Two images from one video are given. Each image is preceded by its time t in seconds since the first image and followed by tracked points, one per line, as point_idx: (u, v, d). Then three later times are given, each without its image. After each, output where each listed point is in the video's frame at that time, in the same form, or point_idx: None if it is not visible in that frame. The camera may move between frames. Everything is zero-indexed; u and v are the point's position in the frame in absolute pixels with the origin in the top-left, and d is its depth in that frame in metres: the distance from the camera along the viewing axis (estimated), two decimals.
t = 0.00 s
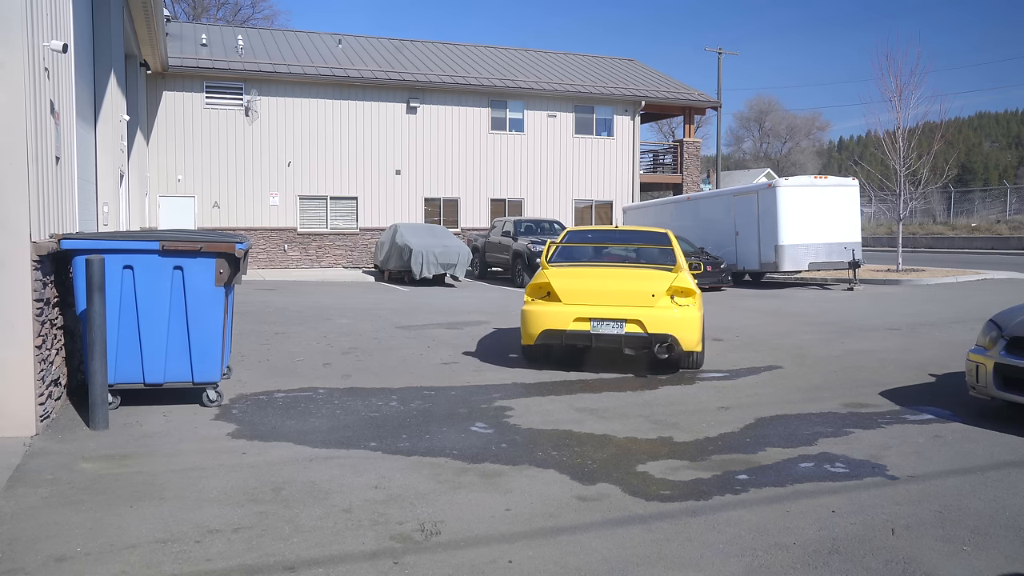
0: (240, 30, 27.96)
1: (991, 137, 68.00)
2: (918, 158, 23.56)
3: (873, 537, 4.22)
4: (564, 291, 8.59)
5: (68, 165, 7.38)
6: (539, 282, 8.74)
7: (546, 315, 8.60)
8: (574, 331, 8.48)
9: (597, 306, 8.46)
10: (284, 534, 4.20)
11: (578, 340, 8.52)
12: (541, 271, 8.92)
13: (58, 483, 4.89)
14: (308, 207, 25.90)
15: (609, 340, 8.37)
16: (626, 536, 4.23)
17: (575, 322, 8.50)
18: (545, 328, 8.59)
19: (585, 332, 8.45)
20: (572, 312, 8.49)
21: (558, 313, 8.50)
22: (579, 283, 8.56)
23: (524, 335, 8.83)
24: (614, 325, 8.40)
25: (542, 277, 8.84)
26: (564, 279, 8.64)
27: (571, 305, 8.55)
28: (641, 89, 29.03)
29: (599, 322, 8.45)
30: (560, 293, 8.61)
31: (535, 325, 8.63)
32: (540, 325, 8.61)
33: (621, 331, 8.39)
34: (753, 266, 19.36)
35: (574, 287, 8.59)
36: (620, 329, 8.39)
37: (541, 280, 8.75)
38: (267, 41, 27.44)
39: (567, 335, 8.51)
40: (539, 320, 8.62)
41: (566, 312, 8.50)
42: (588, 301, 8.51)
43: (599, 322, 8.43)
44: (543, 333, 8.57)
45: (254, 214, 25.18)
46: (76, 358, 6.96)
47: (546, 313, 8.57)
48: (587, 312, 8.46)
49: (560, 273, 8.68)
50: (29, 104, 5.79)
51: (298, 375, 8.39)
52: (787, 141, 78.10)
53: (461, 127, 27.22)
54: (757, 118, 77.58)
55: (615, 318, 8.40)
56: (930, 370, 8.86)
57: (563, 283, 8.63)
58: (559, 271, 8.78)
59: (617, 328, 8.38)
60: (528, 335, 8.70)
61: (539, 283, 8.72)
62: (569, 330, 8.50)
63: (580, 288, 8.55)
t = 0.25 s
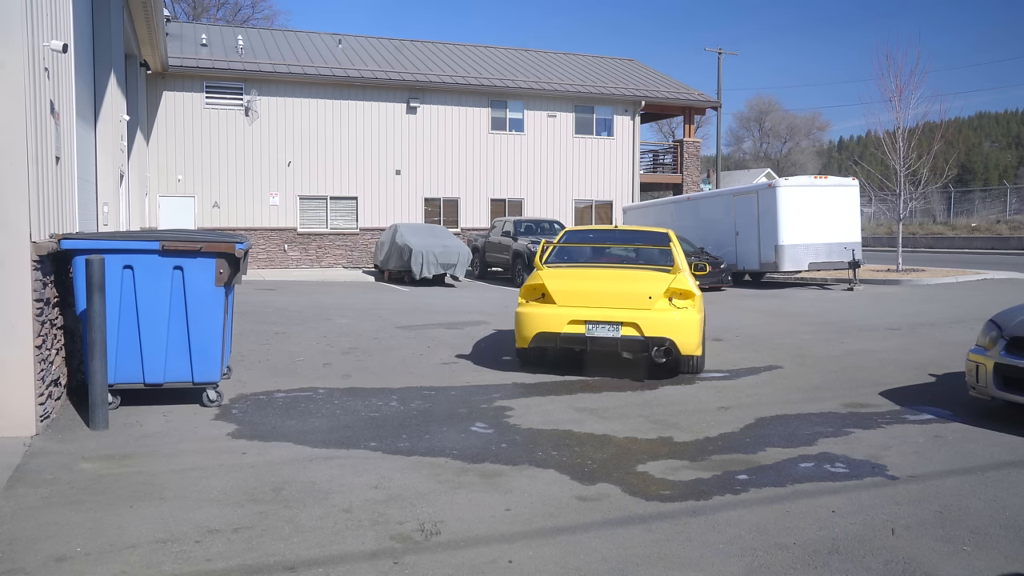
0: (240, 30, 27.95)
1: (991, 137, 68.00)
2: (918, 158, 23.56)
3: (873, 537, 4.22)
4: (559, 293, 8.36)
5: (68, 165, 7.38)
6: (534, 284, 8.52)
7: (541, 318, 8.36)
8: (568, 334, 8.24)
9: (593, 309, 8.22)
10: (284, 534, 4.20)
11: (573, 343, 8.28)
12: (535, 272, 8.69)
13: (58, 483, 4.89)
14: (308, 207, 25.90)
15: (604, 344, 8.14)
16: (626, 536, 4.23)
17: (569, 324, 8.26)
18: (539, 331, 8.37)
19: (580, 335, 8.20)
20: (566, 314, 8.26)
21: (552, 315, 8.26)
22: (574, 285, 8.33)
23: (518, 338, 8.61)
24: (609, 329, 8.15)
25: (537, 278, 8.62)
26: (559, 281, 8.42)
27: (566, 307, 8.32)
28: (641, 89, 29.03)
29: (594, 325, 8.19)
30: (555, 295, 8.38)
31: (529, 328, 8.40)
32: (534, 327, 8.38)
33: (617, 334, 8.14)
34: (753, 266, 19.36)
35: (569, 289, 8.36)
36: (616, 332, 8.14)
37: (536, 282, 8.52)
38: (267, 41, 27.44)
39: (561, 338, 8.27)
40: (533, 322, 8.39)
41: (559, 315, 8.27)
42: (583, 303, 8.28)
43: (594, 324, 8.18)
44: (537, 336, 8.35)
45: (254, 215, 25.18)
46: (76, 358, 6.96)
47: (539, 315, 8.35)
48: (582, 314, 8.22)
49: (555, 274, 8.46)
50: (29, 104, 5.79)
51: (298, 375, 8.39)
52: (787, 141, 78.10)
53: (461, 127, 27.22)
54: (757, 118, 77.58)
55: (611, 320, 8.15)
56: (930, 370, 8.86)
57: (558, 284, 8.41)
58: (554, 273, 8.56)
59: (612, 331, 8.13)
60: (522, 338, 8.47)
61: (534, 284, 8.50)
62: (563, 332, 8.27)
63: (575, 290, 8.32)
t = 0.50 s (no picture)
0: (240, 30, 27.96)
1: (991, 137, 68.01)
2: (918, 158, 23.57)
3: (873, 537, 4.22)
4: (552, 295, 8.10)
5: (68, 165, 7.38)
6: (527, 285, 8.26)
7: (534, 320, 8.10)
8: (561, 337, 7.97)
9: (587, 311, 7.96)
10: (284, 534, 4.20)
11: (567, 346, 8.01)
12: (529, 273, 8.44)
13: (58, 483, 4.89)
14: (308, 207, 25.90)
15: (599, 346, 7.87)
16: (627, 535, 4.23)
17: (563, 327, 7.99)
18: (532, 334, 8.10)
19: (574, 338, 7.93)
20: (560, 316, 8.00)
21: (545, 317, 8.00)
22: (568, 286, 8.08)
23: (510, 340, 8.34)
24: (604, 331, 7.88)
25: (529, 279, 8.35)
26: (552, 282, 8.16)
27: (559, 309, 8.06)
28: (641, 89, 29.03)
29: (588, 327, 7.92)
30: (548, 296, 8.12)
31: (521, 330, 8.14)
32: (526, 330, 8.12)
33: (612, 338, 7.87)
34: (753, 266, 19.36)
35: (563, 291, 8.10)
36: (610, 335, 7.87)
37: (529, 283, 8.26)
38: (267, 41, 27.45)
39: (554, 341, 8.01)
40: (525, 325, 8.13)
41: (553, 317, 8.01)
42: (577, 305, 8.02)
43: (588, 327, 7.92)
44: (530, 339, 8.09)
45: (254, 215, 25.18)
46: (76, 358, 6.96)
47: (532, 317, 8.10)
48: (575, 317, 7.94)
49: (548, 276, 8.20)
50: (29, 104, 5.79)
51: (299, 375, 8.39)
52: (787, 141, 78.09)
53: (461, 127, 27.23)
54: (757, 118, 77.58)
55: (606, 323, 7.88)
56: (929, 369, 8.87)
57: (551, 286, 8.15)
58: (547, 274, 8.30)
59: (607, 334, 7.87)
60: (515, 340, 8.21)
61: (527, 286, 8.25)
62: (557, 335, 8.00)
63: (569, 291, 8.07)
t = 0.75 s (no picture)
0: (240, 30, 27.96)
1: (991, 137, 68.03)
2: (918, 158, 23.57)
3: (873, 537, 4.22)
4: (545, 297, 7.92)
5: (68, 165, 7.38)
6: (520, 287, 8.08)
7: (527, 322, 7.92)
8: (554, 340, 7.80)
9: (580, 314, 7.77)
10: (284, 534, 4.20)
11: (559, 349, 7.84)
12: (523, 274, 8.26)
13: (57, 483, 4.89)
14: (308, 207, 25.90)
15: (592, 349, 7.69)
16: (627, 536, 4.23)
17: (556, 329, 7.82)
18: (524, 336, 7.93)
19: (567, 341, 7.76)
20: (552, 318, 7.82)
21: (538, 320, 7.83)
22: (561, 287, 7.89)
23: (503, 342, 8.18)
24: (597, 334, 7.70)
25: (522, 279, 8.17)
26: (545, 284, 7.98)
27: (552, 311, 7.88)
28: (641, 89, 29.03)
29: (581, 330, 7.74)
30: (541, 298, 7.94)
31: (513, 332, 7.98)
32: (518, 332, 7.96)
33: (606, 341, 7.69)
34: (753, 266, 19.36)
35: (556, 292, 7.91)
36: (604, 338, 7.69)
37: (522, 284, 8.08)
38: (267, 41, 27.45)
39: (547, 344, 7.84)
40: (517, 327, 7.96)
41: (545, 319, 7.84)
42: (570, 307, 7.84)
43: (581, 330, 7.74)
44: (522, 341, 7.93)
45: (254, 214, 25.18)
46: (76, 358, 6.96)
47: (524, 319, 7.92)
48: (568, 319, 7.76)
49: (541, 277, 8.02)
50: (29, 104, 5.79)
51: (299, 375, 8.39)
52: (787, 141, 78.09)
53: (461, 127, 27.23)
54: (757, 118, 77.58)
55: (599, 326, 7.70)
56: (930, 370, 8.86)
57: (544, 287, 7.96)
58: (541, 275, 8.11)
59: (600, 337, 7.69)
60: (508, 343, 8.06)
61: (520, 287, 8.07)
62: (549, 338, 7.83)
63: (562, 293, 7.88)
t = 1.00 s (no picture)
0: (240, 30, 27.96)
1: (991, 137, 68.04)
2: (918, 158, 23.57)
3: (873, 537, 4.22)
4: (537, 298, 7.70)
5: (68, 165, 7.38)
6: (512, 288, 7.86)
7: (518, 324, 7.71)
8: (545, 343, 7.59)
9: (572, 316, 7.55)
10: (284, 534, 4.20)
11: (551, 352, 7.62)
12: (515, 275, 8.03)
13: (58, 483, 4.89)
14: (308, 207, 25.90)
15: (584, 353, 7.47)
16: (627, 536, 4.23)
17: (547, 332, 7.61)
18: (515, 339, 7.72)
19: (558, 344, 7.54)
20: (543, 321, 7.61)
21: (529, 322, 7.63)
22: (552, 289, 7.67)
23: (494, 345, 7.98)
24: (589, 337, 7.47)
25: (513, 281, 7.96)
26: (538, 285, 7.75)
27: (543, 313, 7.67)
28: (641, 89, 29.03)
29: (573, 333, 7.52)
30: (533, 300, 7.72)
31: (504, 335, 7.77)
32: (510, 335, 7.73)
33: (598, 344, 7.45)
34: (753, 266, 19.36)
35: (548, 294, 7.69)
36: (596, 341, 7.45)
37: (514, 285, 7.86)
38: (267, 41, 27.45)
39: (538, 347, 7.62)
40: (508, 329, 7.75)
41: (535, 322, 7.62)
42: (563, 309, 7.61)
43: (573, 333, 7.52)
44: (512, 345, 7.72)
45: (254, 214, 25.18)
46: (76, 358, 6.96)
47: (515, 322, 7.71)
48: (560, 322, 7.55)
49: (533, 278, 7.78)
50: (29, 104, 5.80)
51: (299, 375, 8.39)
52: (787, 141, 78.09)
53: (461, 127, 27.23)
54: (757, 118, 77.58)
55: (592, 329, 7.46)
56: (930, 370, 8.86)
57: (537, 289, 7.74)
58: (534, 275, 7.88)
59: (592, 340, 7.46)
60: (499, 345, 7.85)
61: (512, 288, 7.85)
62: (541, 341, 7.62)
63: (553, 295, 7.65)
